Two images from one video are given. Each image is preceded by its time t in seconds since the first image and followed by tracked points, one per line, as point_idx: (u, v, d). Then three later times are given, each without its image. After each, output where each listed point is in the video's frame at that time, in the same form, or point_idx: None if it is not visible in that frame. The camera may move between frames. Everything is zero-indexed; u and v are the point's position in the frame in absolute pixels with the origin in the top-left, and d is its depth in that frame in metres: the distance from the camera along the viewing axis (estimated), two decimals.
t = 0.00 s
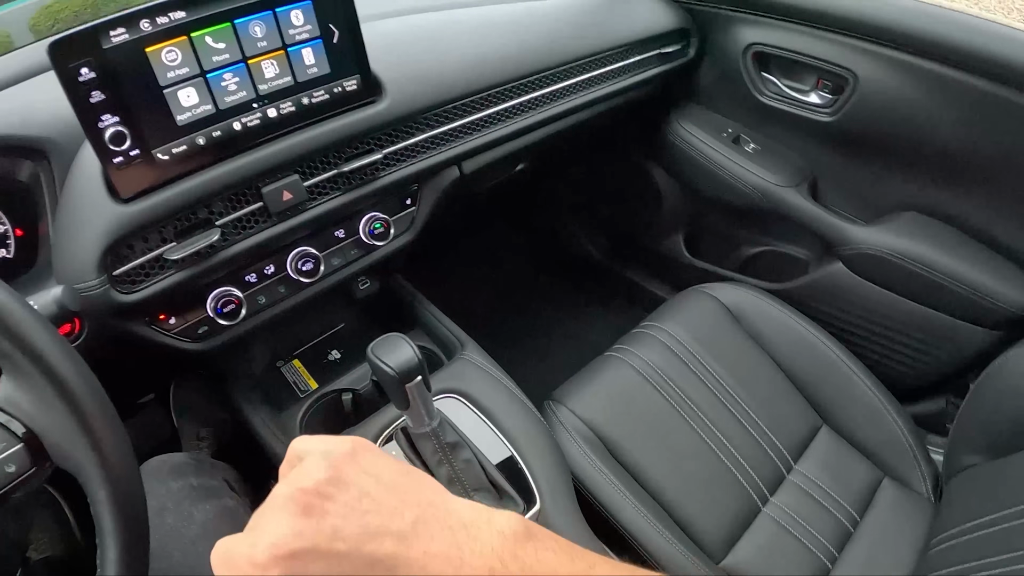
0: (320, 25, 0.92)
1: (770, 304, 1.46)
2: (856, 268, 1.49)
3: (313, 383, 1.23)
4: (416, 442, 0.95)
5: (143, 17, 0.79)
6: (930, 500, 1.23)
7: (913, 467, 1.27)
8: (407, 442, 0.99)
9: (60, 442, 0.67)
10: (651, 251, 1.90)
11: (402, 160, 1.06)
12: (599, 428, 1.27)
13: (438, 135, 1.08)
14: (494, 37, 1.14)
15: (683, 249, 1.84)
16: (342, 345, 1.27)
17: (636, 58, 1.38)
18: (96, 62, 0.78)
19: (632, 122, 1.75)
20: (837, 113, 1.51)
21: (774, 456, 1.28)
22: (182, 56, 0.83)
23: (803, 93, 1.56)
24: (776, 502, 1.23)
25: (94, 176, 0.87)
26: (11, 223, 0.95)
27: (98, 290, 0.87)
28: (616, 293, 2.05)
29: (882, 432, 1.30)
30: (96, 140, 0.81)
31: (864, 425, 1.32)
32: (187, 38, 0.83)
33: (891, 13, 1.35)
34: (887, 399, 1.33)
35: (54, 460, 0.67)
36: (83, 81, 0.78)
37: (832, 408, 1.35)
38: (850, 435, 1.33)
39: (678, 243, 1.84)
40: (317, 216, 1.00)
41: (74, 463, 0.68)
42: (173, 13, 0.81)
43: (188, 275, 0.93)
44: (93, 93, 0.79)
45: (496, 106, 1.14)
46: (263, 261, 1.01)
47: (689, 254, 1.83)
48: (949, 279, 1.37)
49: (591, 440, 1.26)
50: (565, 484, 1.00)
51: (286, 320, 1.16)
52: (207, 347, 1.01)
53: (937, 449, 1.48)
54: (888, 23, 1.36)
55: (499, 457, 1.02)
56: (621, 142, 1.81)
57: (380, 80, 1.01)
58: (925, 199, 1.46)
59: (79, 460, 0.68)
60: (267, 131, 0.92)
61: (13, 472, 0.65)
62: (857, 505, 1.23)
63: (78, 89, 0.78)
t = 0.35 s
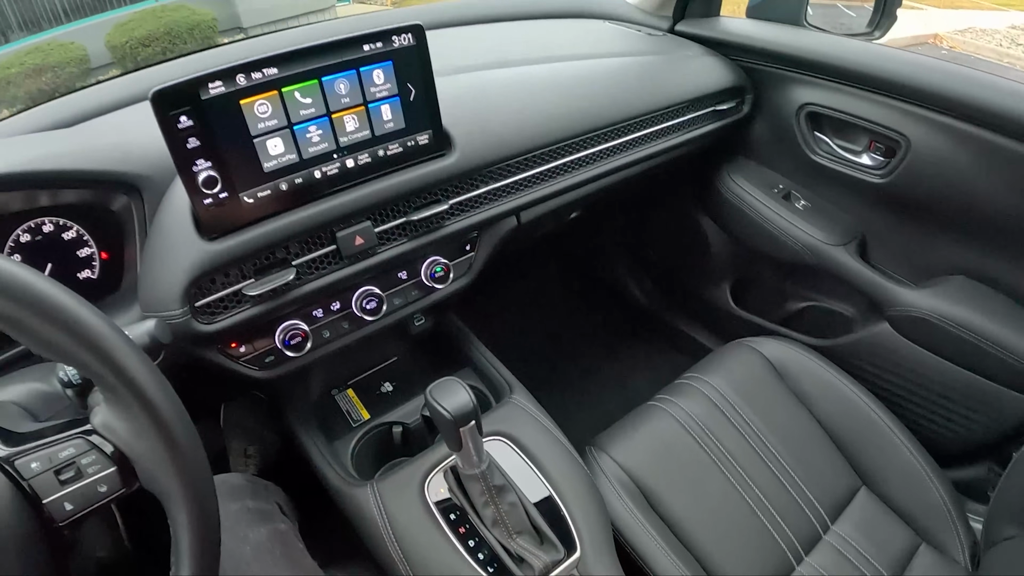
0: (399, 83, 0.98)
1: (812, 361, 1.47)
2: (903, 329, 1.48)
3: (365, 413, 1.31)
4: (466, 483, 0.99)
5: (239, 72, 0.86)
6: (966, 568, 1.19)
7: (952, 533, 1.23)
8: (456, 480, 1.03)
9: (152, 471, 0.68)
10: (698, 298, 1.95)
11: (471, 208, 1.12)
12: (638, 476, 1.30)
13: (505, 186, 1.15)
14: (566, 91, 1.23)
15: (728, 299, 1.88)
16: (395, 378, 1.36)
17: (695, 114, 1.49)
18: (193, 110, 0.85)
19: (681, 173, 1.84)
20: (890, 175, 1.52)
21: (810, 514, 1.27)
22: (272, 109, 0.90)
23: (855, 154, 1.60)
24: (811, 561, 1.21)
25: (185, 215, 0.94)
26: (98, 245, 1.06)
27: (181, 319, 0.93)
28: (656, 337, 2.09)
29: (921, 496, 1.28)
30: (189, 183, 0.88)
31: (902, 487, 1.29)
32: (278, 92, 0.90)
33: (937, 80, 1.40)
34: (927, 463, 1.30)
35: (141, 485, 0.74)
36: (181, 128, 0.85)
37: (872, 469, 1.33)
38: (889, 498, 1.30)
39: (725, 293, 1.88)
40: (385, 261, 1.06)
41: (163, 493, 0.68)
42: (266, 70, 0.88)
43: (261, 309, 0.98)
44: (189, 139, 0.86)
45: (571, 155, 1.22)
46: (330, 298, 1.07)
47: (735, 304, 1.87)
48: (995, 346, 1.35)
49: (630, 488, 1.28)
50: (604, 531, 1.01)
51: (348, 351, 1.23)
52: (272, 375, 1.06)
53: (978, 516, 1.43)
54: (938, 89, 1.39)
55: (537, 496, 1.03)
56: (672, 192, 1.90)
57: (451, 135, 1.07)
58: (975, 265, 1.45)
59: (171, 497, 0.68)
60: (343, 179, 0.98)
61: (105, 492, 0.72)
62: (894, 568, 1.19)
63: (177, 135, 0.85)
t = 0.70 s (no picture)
0: (448, 149, 1.08)
1: (829, 417, 1.51)
2: (922, 389, 1.51)
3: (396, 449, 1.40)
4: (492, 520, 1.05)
5: (307, 136, 0.96)
6: None
7: None
8: (483, 519, 1.08)
9: (212, 492, 0.72)
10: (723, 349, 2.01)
11: (510, 262, 1.23)
12: (655, 523, 1.35)
13: (541, 243, 1.26)
14: (598, 160, 1.36)
15: (751, 350, 1.94)
16: (426, 417, 1.45)
17: (720, 177, 1.63)
18: (263, 168, 0.94)
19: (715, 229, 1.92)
20: (911, 239, 1.57)
21: (824, 566, 1.28)
22: (333, 169, 1.00)
23: (876, 217, 1.66)
24: None
25: (249, 261, 1.03)
26: (162, 279, 1.17)
27: (240, 355, 1.02)
28: (679, 386, 2.15)
29: (937, 553, 1.28)
30: (257, 233, 0.97)
31: (919, 545, 1.30)
32: (340, 154, 1.00)
33: (952, 148, 1.47)
34: (943, 521, 1.31)
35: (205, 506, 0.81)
36: (252, 184, 0.94)
37: (887, 526, 1.34)
38: (904, 555, 1.31)
39: (749, 345, 1.94)
40: (427, 308, 1.15)
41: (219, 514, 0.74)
42: (329, 135, 0.98)
43: (312, 349, 1.07)
44: (259, 195, 0.95)
45: (597, 217, 1.34)
46: (374, 341, 1.16)
47: (759, 357, 1.93)
48: (1011, 409, 1.36)
49: (647, 535, 1.33)
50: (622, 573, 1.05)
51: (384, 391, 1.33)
52: (316, 409, 1.15)
53: None
54: (954, 157, 1.46)
55: (559, 538, 1.08)
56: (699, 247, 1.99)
57: (492, 196, 1.18)
58: (993, 327, 1.48)
59: (229, 518, 0.73)
60: (393, 234, 1.08)
61: (172, 511, 0.78)
62: None
63: (248, 190, 0.94)
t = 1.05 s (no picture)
0: (481, 192, 1.25)
1: (828, 452, 1.63)
2: (913, 424, 1.61)
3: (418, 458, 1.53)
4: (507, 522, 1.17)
5: (363, 176, 1.12)
6: None
7: None
8: (498, 522, 1.21)
9: (277, 470, 0.84)
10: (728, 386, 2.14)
11: (531, 292, 1.39)
12: (657, 539, 1.46)
13: (559, 276, 1.42)
14: (613, 205, 1.54)
15: (754, 386, 2.07)
16: (447, 432, 1.59)
17: (725, 222, 1.80)
18: (326, 203, 1.10)
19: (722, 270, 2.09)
20: (900, 282, 1.72)
21: None
22: (384, 206, 1.16)
23: (869, 261, 1.81)
24: None
25: (306, 280, 1.19)
26: (222, 292, 1.34)
27: (292, 362, 1.16)
28: (685, 420, 2.26)
29: None
30: (316, 257, 1.13)
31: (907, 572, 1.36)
32: (390, 194, 1.16)
33: (941, 200, 1.60)
34: (934, 551, 1.38)
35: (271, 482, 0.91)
36: (314, 215, 1.10)
37: (878, 554, 1.42)
38: None
39: (752, 381, 2.06)
40: (456, 329, 1.30)
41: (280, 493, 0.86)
42: (382, 177, 1.14)
43: (355, 359, 1.21)
44: (320, 224, 1.11)
45: (607, 255, 1.51)
46: (406, 357, 1.30)
47: (763, 394, 2.04)
48: (994, 441, 1.46)
49: (648, 549, 1.44)
50: None
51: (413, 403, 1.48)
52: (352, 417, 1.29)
53: None
54: (943, 208, 1.59)
55: (572, 552, 1.18)
56: (705, 286, 2.15)
57: (515, 234, 1.34)
58: (982, 366, 1.58)
59: (287, 496, 0.85)
60: (429, 263, 1.24)
61: (241, 483, 0.89)
62: None
63: (311, 220, 1.10)
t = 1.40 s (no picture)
0: (519, 207, 1.49)
1: (824, 460, 1.79)
2: (901, 433, 1.79)
3: (449, 445, 1.71)
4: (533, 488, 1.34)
5: (425, 187, 1.36)
6: None
7: None
8: (523, 490, 1.40)
9: (355, 411, 1.03)
10: (731, 404, 2.32)
11: (558, 296, 1.60)
12: (664, 526, 1.62)
13: (583, 284, 1.64)
14: (629, 227, 1.76)
15: (756, 403, 2.25)
16: (474, 424, 1.77)
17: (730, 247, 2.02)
18: (393, 206, 1.34)
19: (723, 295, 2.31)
20: (886, 302, 1.92)
21: None
22: (439, 213, 1.40)
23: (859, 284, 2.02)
24: None
25: (370, 272, 1.40)
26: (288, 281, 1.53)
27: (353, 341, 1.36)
28: (690, 435, 2.43)
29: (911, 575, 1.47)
30: (382, 251, 1.35)
31: (895, 568, 1.50)
32: (446, 203, 1.40)
33: (926, 230, 1.79)
34: (921, 550, 1.51)
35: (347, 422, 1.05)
36: (384, 217, 1.33)
37: (869, 552, 1.56)
38: None
39: (754, 398, 2.25)
40: (492, 323, 1.50)
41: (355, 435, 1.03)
42: (440, 188, 1.39)
43: (408, 342, 1.41)
44: (388, 224, 1.34)
45: (619, 269, 1.71)
46: (447, 347, 1.50)
47: (763, 409, 2.23)
48: (972, 445, 1.62)
49: (657, 534, 1.60)
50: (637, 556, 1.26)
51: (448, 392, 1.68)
52: (399, 396, 1.48)
53: None
54: (928, 237, 1.78)
55: (599, 534, 1.31)
56: (709, 308, 2.36)
57: (545, 244, 1.57)
58: (964, 380, 1.75)
59: (360, 435, 1.02)
60: (474, 264, 1.46)
61: (324, 420, 1.04)
62: None
63: (381, 220, 1.34)
